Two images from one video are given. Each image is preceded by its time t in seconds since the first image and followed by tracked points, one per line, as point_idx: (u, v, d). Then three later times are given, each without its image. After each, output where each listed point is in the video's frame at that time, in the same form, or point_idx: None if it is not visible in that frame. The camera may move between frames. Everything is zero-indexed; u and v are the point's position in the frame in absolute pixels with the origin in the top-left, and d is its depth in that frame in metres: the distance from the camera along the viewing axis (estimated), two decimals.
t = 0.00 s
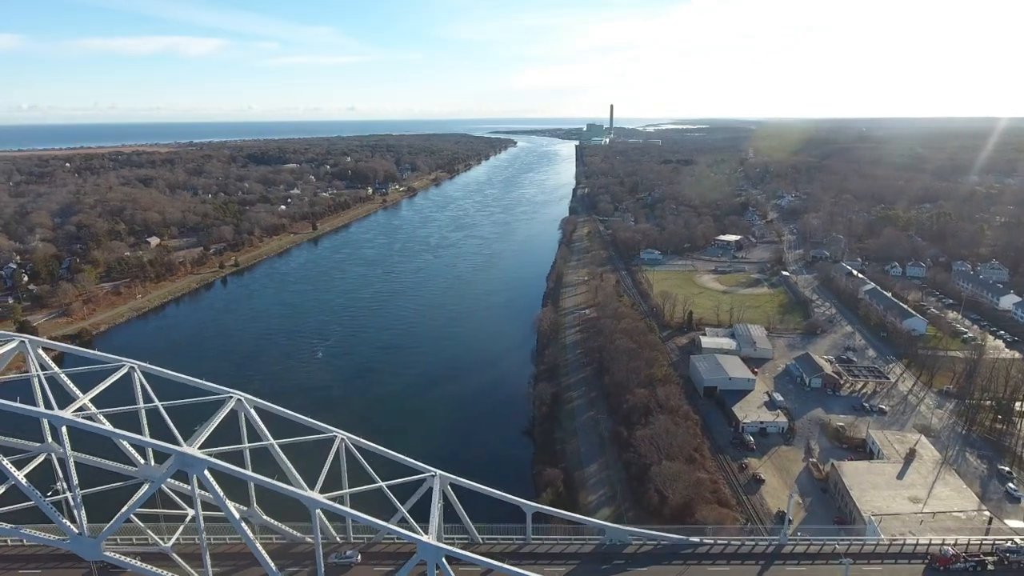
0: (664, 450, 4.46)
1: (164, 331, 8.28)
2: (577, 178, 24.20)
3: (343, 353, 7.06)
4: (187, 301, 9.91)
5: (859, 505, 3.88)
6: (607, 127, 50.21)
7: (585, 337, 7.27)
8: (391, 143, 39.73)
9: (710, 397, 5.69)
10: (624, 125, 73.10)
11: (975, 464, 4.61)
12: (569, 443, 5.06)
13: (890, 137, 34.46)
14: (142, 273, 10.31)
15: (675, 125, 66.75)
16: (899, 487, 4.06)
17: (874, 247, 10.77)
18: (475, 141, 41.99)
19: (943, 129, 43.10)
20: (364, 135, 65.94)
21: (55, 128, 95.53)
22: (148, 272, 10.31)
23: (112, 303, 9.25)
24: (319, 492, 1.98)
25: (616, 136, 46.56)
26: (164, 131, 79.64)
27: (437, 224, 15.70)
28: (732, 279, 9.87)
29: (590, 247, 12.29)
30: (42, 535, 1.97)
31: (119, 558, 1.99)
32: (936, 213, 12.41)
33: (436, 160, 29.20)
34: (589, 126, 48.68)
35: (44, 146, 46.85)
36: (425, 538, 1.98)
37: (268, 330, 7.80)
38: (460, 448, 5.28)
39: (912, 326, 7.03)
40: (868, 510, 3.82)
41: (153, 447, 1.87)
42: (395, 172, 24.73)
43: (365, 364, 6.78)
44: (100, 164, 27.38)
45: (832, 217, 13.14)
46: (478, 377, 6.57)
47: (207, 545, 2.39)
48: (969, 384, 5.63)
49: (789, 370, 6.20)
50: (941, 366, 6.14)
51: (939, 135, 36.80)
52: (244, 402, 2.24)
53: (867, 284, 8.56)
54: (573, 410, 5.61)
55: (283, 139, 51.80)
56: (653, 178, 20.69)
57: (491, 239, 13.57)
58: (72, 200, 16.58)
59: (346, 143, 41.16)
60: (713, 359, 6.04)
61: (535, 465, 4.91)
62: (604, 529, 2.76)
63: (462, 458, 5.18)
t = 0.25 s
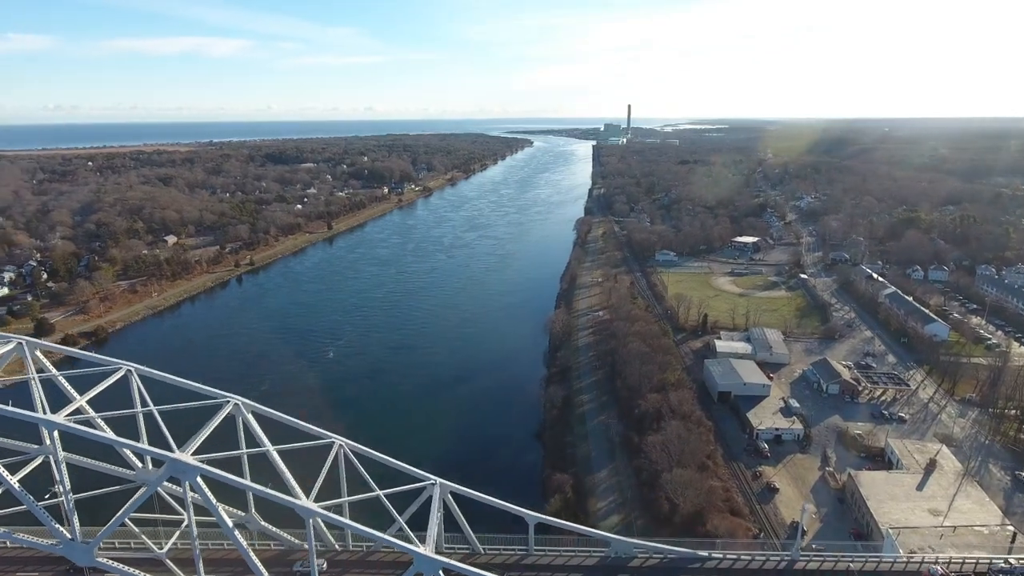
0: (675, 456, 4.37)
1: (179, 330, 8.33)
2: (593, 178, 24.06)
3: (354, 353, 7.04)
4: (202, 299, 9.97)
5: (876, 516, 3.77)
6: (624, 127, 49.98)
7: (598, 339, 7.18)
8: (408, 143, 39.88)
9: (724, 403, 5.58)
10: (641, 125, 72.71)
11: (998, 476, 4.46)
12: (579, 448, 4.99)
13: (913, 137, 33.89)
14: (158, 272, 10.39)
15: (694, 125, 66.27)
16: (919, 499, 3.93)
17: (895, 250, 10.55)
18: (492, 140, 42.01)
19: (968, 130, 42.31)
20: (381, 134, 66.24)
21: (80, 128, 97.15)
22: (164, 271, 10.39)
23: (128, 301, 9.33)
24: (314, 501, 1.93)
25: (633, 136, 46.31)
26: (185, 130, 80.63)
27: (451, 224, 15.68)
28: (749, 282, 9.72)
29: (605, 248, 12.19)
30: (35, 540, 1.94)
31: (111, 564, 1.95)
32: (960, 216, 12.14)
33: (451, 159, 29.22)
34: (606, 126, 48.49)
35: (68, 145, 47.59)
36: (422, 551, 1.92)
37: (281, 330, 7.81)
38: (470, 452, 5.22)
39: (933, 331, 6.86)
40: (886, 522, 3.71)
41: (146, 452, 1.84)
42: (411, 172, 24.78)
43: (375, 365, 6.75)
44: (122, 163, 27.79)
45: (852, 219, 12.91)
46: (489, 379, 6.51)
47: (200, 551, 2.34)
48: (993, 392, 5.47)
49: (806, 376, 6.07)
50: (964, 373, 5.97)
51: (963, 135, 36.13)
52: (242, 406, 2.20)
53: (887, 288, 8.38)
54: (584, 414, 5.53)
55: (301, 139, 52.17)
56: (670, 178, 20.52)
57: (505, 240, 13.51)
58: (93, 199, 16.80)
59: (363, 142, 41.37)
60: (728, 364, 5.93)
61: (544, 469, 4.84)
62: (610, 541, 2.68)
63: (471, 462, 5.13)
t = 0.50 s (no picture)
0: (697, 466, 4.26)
1: (205, 327, 8.43)
2: (620, 178, 23.83)
3: (374, 353, 7.04)
4: (228, 297, 10.08)
5: (907, 534, 3.61)
6: (653, 127, 49.50)
7: (620, 343, 7.07)
8: (436, 143, 40.03)
9: (749, 411, 5.43)
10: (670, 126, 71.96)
11: None
12: (599, 455, 4.89)
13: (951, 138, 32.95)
14: (186, 269, 10.54)
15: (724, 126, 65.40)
16: (953, 518, 3.76)
17: (931, 255, 10.21)
18: (519, 140, 41.96)
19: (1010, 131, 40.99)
20: (410, 134, 66.63)
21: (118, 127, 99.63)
22: (192, 268, 10.54)
23: (156, 297, 9.48)
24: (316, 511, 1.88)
25: (662, 136, 45.84)
26: (219, 130, 82.14)
27: (476, 223, 15.65)
28: (778, 286, 9.50)
29: (631, 249, 12.03)
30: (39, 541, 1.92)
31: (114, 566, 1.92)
32: (1001, 220, 11.72)
33: (478, 159, 29.24)
34: (634, 126, 48.08)
35: (106, 144, 48.77)
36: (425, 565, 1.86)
37: (304, 329, 7.84)
38: (488, 455, 5.17)
39: (971, 340, 6.60)
40: (918, 541, 3.55)
41: (146, 457, 1.81)
42: (437, 172, 24.84)
43: (396, 365, 6.73)
44: (156, 162, 28.37)
45: (886, 222, 12.54)
46: (509, 381, 6.45)
47: (202, 554, 2.31)
48: None
49: (835, 384, 5.88)
50: (1003, 385, 5.73)
51: (1006, 137, 35.10)
52: (248, 410, 2.17)
53: (922, 294, 8.11)
54: (605, 419, 5.43)
55: (331, 138, 52.77)
56: (698, 179, 20.22)
57: (529, 240, 13.44)
58: (127, 196, 17.16)
59: (391, 142, 41.64)
60: (754, 371, 5.77)
61: (562, 476, 4.75)
62: (624, 557, 2.59)
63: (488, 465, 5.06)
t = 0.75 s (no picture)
0: (720, 476, 4.14)
1: (232, 324, 8.54)
2: (649, 179, 23.57)
3: (396, 353, 7.04)
4: (257, 294, 10.21)
5: (941, 554, 3.46)
6: (684, 128, 48.99)
7: (645, 347, 6.96)
8: (465, 143, 40.14)
9: (776, 419, 5.29)
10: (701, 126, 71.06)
11: None
12: (619, 461, 4.81)
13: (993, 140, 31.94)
14: (216, 267, 10.72)
15: (757, 126, 64.33)
16: (991, 537, 3.59)
17: (972, 260, 9.86)
18: (548, 140, 41.83)
19: None
20: (439, 133, 66.97)
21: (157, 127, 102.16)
22: (222, 266, 10.71)
23: (187, 294, 9.64)
24: (321, 518, 1.84)
25: (693, 137, 45.29)
26: (253, 129, 83.68)
27: (503, 224, 15.62)
28: (809, 290, 9.26)
29: (658, 251, 11.87)
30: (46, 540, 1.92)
31: (119, 569, 1.91)
32: None
33: (506, 159, 29.22)
34: (664, 127, 47.65)
35: (145, 143, 50.03)
36: None
37: (328, 328, 7.89)
38: (507, 459, 5.11)
39: (1013, 350, 6.33)
40: (952, 561, 3.39)
41: (152, 460, 1.79)
42: (465, 172, 24.90)
43: (417, 365, 6.72)
44: (192, 160, 28.95)
45: (925, 226, 12.15)
46: (531, 384, 6.39)
47: (204, 556, 2.30)
48: None
49: (867, 394, 5.69)
50: None
51: None
52: (257, 413, 2.15)
53: (961, 301, 7.82)
54: (626, 425, 5.34)
55: (362, 138, 53.37)
56: (729, 180, 19.90)
57: (555, 241, 13.35)
58: (162, 195, 17.54)
59: (421, 141, 41.90)
60: (782, 378, 5.62)
61: (582, 482, 4.68)
62: (639, 572, 2.50)
63: (507, 468, 5.01)
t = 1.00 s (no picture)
0: (743, 487, 4.02)
1: (257, 321, 8.62)
2: (679, 179, 23.26)
3: (417, 354, 7.02)
4: (283, 292, 10.31)
5: None
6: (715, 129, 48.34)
7: (669, 351, 6.82)
8: (494, 142, 40.16)
9: (803, 429, 5.13)
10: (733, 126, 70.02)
11: None
12: (639, 469, 4.71)
13: None
14: (244, 265, 10.87)
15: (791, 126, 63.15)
16: None
17: (1015, 266, 9.48)
18: (577, 140, 41.60)
19: None
20: (469, 133, 67.19)
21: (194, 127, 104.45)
22: (250, 264, 10.85)
23: (214, 291, 9.78)
24: (319, 528, 1.80)
25: (725, 137, 44.63)
26: (287, 129, 85.00)
27: (528, 224, 15.56)
28: (841, 295, 9.01)
29: (685, 253, 11.69)
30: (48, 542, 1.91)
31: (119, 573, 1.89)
32: None
33: (534, 159, 29.15)
34: (695, 128, 47.08)
35: (182, 143, 51.14)
36: None
37: (350, 327, 7.92)
38: (526, 464, 5.04)
39: None
40: None
41: (151, 465, 1.77)
42: (493, 171, 24.89)
43: (438, 367, 6.70)
44: (225, 159, 29.46)
45: (965, 230, 11.73)
46: (552, 388, 6.31)
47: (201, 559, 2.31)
48: None
49: (900, 404, 5.49)
50: None
51: None
52: (262, 417, 2.12)
53: (1003, 309, 7.51)
54: (647, 431, 5.23)
55: (392, 137, 53.82)
56: (761, 181, 19.52)
57: (581, 242, 13.24)
58: (194, 193, 17.87)
59: (450, 141, 42.08)
60: (810, 386, 5.45)
61: (600, 489, 4.59)
62: None
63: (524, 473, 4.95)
